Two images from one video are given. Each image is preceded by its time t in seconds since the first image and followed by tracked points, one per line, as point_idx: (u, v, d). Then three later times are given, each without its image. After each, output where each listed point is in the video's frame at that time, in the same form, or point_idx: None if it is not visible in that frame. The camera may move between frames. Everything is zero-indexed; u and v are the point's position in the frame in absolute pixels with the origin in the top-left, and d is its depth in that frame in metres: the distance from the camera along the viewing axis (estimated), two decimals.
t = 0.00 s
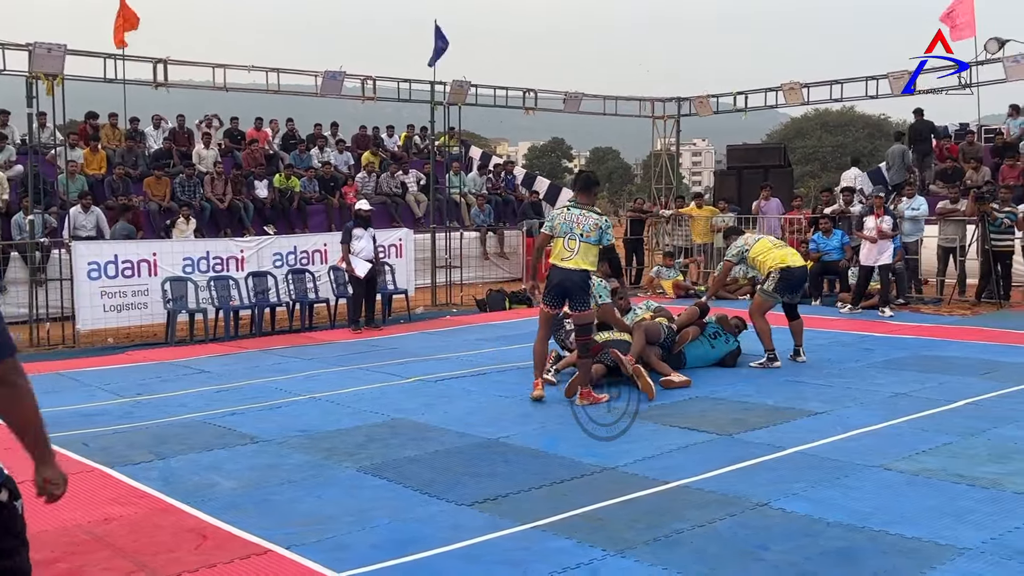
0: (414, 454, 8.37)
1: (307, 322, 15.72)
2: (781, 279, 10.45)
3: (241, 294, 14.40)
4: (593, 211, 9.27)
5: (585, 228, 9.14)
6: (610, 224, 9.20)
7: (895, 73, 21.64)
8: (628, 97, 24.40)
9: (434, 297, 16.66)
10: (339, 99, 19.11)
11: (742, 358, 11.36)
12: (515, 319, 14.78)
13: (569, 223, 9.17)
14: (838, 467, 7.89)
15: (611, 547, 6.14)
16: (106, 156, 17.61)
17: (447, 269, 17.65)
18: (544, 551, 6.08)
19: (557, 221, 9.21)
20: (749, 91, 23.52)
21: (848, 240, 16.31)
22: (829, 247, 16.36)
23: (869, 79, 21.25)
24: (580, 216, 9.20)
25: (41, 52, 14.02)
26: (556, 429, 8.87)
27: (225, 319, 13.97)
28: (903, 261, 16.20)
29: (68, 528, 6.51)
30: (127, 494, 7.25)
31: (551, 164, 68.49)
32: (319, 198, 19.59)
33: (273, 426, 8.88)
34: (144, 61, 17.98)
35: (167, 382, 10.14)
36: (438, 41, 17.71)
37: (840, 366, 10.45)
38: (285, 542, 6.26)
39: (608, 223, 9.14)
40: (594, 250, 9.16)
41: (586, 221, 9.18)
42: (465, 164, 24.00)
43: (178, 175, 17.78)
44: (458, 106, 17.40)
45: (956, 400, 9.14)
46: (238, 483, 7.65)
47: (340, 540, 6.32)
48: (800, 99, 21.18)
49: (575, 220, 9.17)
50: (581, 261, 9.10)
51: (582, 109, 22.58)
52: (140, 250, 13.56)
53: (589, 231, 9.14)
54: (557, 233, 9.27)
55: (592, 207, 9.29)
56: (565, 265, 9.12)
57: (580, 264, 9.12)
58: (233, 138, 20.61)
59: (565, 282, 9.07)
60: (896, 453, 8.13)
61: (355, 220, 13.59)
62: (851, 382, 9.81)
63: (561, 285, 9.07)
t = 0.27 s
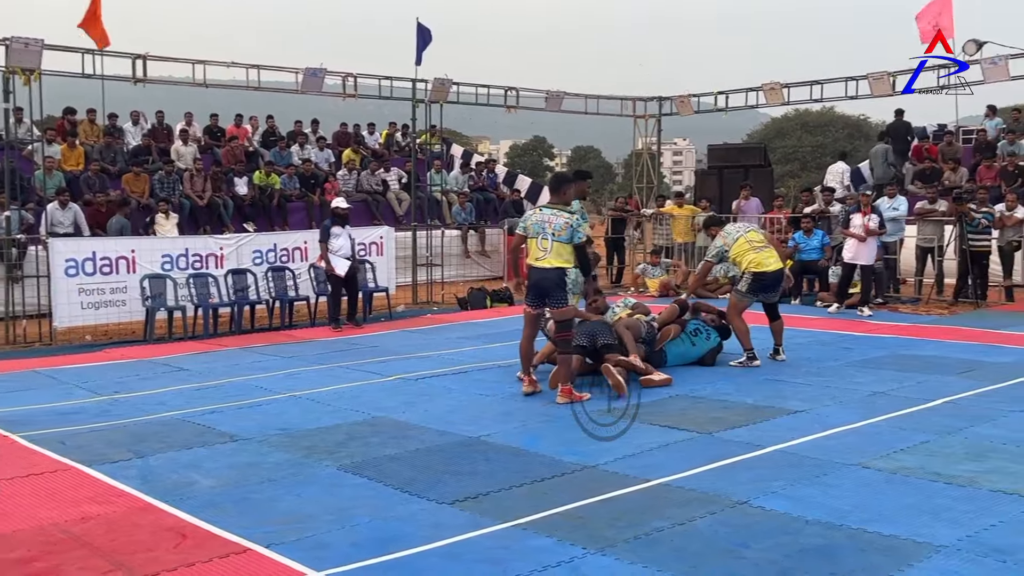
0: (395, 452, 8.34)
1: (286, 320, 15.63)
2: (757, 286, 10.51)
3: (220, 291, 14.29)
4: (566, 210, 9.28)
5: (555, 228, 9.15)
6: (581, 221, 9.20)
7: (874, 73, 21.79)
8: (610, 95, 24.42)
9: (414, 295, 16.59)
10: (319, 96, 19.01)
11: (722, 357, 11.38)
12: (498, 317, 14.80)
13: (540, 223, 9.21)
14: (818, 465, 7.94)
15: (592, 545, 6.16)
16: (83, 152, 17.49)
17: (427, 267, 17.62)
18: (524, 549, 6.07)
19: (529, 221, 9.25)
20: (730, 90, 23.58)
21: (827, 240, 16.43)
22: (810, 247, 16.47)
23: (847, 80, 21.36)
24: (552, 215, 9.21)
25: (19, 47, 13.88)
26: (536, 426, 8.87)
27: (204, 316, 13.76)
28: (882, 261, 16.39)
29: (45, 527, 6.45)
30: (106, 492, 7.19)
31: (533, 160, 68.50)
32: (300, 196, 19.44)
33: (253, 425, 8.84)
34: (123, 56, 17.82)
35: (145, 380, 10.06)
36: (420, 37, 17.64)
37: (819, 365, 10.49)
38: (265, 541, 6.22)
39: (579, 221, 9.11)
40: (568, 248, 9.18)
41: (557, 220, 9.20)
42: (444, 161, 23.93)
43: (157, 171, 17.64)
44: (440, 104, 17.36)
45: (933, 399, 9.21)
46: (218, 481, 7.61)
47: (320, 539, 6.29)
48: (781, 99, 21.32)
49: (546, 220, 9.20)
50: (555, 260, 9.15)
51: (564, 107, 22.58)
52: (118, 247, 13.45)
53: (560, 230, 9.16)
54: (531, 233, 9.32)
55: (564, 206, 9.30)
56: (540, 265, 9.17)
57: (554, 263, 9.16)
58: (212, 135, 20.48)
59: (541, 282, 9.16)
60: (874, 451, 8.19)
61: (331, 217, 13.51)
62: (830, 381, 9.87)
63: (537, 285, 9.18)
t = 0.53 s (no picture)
0: (338, 500, 6.35)
1: (200, 328, 13.37)
2: (807, 287, 8.66)
3: (114, 290, 12.12)
4: (535, 183, 7.26)
5: (514, 207, 7.20)
6: (549, 194, 7.14)
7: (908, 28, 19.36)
8: (620, 42, 22.15)
9: (366, 296, 14.43)
10: (245, 36, 16.91)
11: (761, 377, 9.29)
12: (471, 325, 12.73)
13: (500, 205, 7.27)
14: (894, 516, 5.96)
15: None
16: None
17: (385, 260, 15.49)
18: None
19: (488, 206, 7.34)
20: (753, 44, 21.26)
21: (897, 228, 14.27)
22: (874, 237, 14.28)
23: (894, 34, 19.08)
24: (512, 192, 7.26)
25: None
26: (524, 467, 6.85)
27: (93, 320, 11.69)
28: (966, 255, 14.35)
29: None
30: None
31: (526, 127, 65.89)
32: (216, 165, 17.28)
33: (158, 463, 6.82)
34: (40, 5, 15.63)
35: (41, 397, 8.16)
36: None
37: (881, 389, 8.42)
38: None
39: (541, 192, 7.11)
40: (535, 229, 7.16)
41: (519, 198, 7.21)
42: (404, 123, 21.72)
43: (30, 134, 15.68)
44: (400, 48, 15.24)
45: None
46: (106, 539, 5.69)
47: None
48: (838, 44, 19.15)
49: (504, 201, 7.26)
50: (520, 247, 7.15)
51: (557, 52, 20.43)
52: None
53: (521, 209, 7.17)
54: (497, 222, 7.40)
55: (533, 179, 7.28)
56: (505, 257, 7.21)
57: (520, 250, 7.16)
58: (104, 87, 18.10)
59: (507, 278, 7.17)
60: (968, 499, 6.21)
61: (257, 195, 11.36)
62: (894, 406, 7.89)
63: (504, 282, 7.18)
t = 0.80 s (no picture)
0: (316, 504, 6.10)
1: (172, 326, 13.00)
2: (814, 280, 8.54)
3: (81, 285, 11.80)
4: (512, 177, 6.98)
5: (488, 202, 6.99)
6: (522, 188, 6.86)
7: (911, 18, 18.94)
8: (613, 31, 21.85)
9: (345, 296, 14.12)
10: (223, 23, 16.57)
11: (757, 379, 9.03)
12: (441, 324, 12.42)
13: (476, 200, 7.07)
14: (892, 522, 5.74)
15: None
16: None
17: (366, 256, 15.21)
18: None
19: (469, 202, 7.17)
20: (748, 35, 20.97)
21: (897, 226, 14.09)
22: (873, 234, 14.11)
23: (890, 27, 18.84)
24: (488, 186, 7.02)
25: None
26: (509, 470, 6.61)
27: (60, 317, 11.33)
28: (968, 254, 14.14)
29: None
30: None
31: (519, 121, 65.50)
32: (191, 157, 16.86)
33: (129, 465, 6.56)
34: None
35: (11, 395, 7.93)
36: None
37: (878, 392, 8.17)
38: None
39: (513, 184, 6.84)
40: (509, 225, 6.92)
41: (494, 192, 6.97)
42: (386, 115, 21.45)
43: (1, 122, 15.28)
44: (383, 37, 14.95)
45: None
46: (72, 545, 5.45)
47: None
48: (836, 35, 18.91)
49: (481, 195, 7.05)
50: (494, 242, 6.93)
51: (546, 42, 20.14)
52: None
53: (495, 204, 6.94)
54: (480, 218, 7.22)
55: (510, 172, 6.99)
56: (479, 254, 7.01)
57: (493, 246, 6.94)
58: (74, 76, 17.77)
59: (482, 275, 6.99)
60: (968, 505, 5.99)
61: (233, 189, 11.13)
62: (892, 408, 7.67)
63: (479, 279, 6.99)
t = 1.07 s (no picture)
0: (314, 494, 6.35)
1: (178, 321, 13.23)
2: (809, 279, 8.74)
3: (90, 282, 12.03)
4: (503, 182, 7.22)
5: (479, 205, 7.26)
6: (511, 193, 7.11)
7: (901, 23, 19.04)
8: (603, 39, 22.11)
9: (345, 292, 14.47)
10: (226, 29, 16.79)
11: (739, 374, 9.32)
12: (438, 320, 12.70)
13: (469, 202, 7.35)
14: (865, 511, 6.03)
15: None
16: None
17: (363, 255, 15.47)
18: None
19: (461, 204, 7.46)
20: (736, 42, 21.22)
21: (875, 228, 14.36)
22: (852, 236, 14.37)
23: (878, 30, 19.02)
24: (480, 189, 7.28)
25: None
26: (501, 462, 6.86)
27: (70, 312, 11.48)
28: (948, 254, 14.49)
29: None
30: None
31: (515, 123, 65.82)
32: (197, 159, 17.22)
33: (134, 456, 6.79)
34: None
35: (19, 389, 8.20)
36: None
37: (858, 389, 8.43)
38: None
39: (502, 189, 7.10)
40: (499, 228, 7.18)
41: (485, 196, 7.23)
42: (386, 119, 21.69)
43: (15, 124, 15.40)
44: (382, 44, 15.21)
45: (1005, 430, 7.29)
46: (81, 532, 5.69)
47: None
48: (819, 44, 19.22)
49: (473, 197, 7.31)
50: (485, 245, 7.21)
51: (539, 50, 20.42)
52: None
53: (485, 207, 7.20)
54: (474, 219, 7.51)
55: (502, 176, 7.23)
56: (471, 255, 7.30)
57: (483, 248, 7.22)
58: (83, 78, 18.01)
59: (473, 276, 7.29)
60: (939, 496, 6.28)
61: (238, 189, 11.36)
62: (869, 403, 7.98)
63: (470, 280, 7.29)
